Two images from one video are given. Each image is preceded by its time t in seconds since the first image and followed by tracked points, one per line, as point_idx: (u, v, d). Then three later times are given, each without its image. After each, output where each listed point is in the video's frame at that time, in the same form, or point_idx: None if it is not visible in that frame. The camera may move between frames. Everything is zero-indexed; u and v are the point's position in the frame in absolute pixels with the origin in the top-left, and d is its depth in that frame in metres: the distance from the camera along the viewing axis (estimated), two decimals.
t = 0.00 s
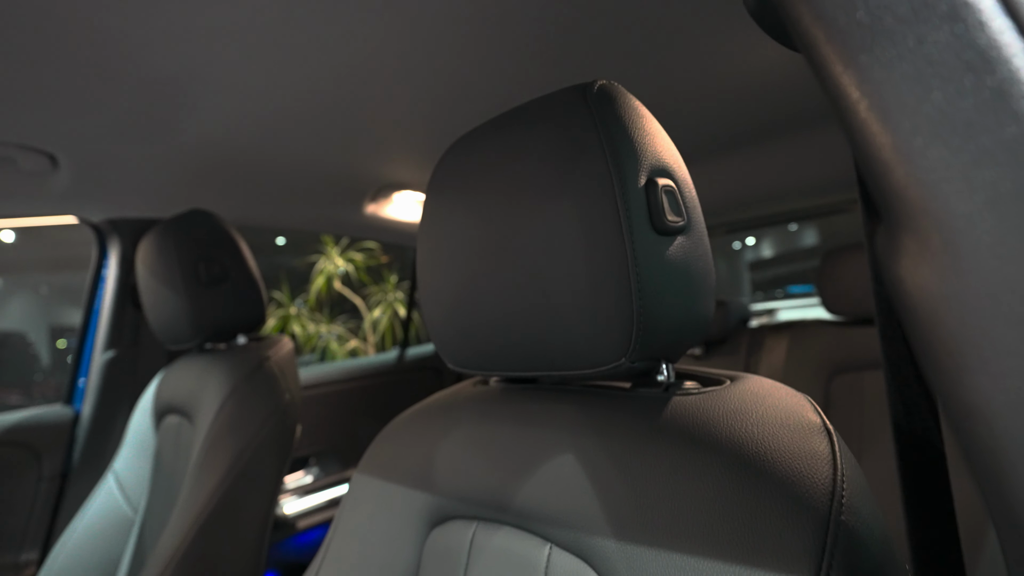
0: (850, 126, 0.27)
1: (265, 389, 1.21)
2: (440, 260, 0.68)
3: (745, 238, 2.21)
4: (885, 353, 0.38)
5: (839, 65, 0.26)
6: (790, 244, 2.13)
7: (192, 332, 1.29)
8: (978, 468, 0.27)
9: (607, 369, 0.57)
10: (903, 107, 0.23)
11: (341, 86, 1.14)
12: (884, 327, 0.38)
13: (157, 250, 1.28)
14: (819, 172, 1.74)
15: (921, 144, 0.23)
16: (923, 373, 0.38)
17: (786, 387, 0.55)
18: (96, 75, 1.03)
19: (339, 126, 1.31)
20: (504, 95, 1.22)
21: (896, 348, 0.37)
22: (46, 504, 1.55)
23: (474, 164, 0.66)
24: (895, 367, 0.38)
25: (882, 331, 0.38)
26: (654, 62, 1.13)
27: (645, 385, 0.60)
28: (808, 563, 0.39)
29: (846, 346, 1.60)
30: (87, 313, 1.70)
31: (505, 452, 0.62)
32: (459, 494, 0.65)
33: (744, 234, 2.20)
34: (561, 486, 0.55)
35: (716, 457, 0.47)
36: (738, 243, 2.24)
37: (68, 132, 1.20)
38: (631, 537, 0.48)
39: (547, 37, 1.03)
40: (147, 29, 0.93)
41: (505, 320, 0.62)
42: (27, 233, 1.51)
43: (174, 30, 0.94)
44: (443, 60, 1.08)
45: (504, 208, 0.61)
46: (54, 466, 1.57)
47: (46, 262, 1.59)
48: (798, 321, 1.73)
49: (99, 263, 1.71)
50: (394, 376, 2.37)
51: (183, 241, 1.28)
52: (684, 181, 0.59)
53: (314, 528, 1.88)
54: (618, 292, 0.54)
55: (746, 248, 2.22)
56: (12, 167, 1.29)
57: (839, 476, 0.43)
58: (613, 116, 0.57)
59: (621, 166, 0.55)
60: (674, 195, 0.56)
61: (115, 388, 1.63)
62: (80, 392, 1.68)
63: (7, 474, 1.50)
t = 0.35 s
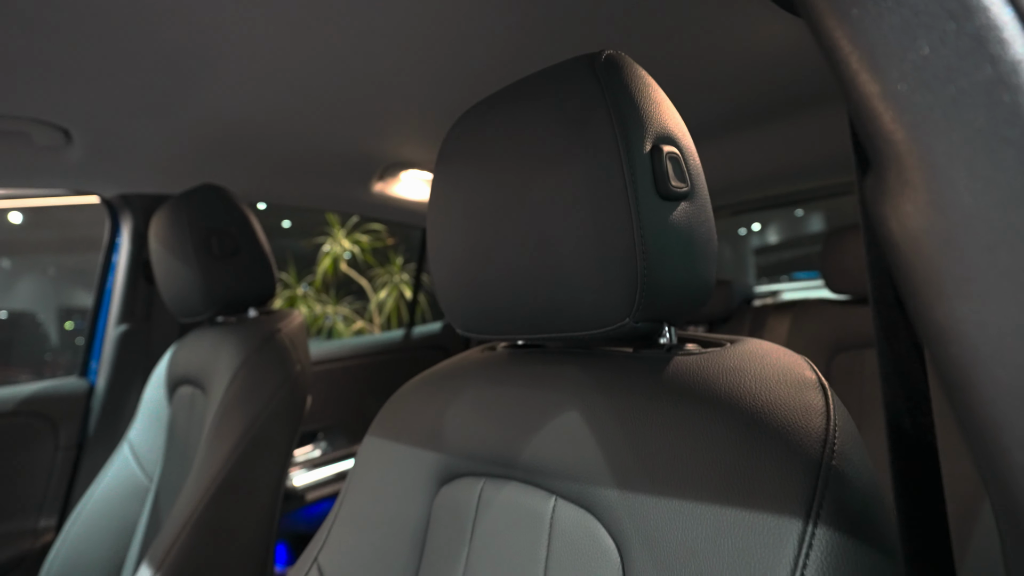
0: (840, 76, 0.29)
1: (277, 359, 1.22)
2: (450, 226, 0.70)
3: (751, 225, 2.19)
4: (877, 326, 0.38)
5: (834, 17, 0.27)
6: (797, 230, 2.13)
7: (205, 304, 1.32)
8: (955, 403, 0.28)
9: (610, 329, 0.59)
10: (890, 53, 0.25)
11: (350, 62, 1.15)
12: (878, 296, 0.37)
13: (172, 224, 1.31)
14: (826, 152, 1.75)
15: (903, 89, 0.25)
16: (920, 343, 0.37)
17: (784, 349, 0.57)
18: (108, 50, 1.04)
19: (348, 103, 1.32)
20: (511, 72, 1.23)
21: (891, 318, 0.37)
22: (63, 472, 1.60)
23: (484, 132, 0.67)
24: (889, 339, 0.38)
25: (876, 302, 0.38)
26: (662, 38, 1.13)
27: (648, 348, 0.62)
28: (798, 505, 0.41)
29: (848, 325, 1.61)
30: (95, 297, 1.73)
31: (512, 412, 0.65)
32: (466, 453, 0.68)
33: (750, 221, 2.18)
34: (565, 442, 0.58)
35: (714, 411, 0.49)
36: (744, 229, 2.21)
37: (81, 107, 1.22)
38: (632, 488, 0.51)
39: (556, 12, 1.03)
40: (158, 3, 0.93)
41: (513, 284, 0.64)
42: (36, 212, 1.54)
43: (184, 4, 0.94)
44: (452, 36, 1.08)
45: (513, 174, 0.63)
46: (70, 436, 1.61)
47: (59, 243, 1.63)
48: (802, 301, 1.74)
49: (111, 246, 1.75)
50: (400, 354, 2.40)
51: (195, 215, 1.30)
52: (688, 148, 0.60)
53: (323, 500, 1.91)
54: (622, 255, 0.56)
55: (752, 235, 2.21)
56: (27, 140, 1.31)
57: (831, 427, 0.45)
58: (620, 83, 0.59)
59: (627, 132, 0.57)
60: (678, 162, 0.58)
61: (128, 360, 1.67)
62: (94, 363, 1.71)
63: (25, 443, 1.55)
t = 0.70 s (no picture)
0: (835, 25, 0.30)
1: (287, 329, 1.23)
2: (459, 192, 0.72)
3: (756, 208, 2.19)
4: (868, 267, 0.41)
5: None
6: (802, 213, 2.16)
7: (216, 276, 1.34)
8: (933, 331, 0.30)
9: (615, 288, 0.61)
10: None
11: (358, 35, 1.16)
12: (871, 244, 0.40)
13: (182, 197, 1.33)
14: (832, 127, 1.75)
15: (892, 33, 0.26)
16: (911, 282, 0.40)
17: (782, 307, 0.59)
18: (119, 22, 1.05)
19: (355, 76, 1.33)
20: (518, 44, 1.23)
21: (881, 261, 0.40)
22: (79, 442, 1.64)
23: (492, 98, 0.69)
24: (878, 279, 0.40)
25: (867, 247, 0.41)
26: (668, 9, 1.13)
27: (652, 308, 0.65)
28: (792, 443, 0.43)
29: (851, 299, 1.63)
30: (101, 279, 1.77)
31: (521, 370, 0.67)
32: (475, 410, 0.70)
33: (755, 204, 2.19)
34: (571, 396, 0.60)
35: (714, 362, 0.52)
36: (749, 212, 2.22)
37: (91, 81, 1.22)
38: (635, 435, 0.53)
39: None
40: None
41: (520, 246, 0.66)
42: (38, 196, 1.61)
43: None
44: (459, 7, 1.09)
45: (522, 138, 0.65)
46: (85, 406, 1.65)
47: (65, 225, 1.70)
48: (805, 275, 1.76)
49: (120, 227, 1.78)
50: (406, 330, 2.43)
51: (205, 188, 1.32)
52: (692, 112, 0.62)
53: (330, 473, 1.95)
54: (628, 215, 0.58)
55: (757, 218, 2.21)
56: (38, 114, 1.32)
57: (824, 374, 0.47)
58: (626, 47, 0.60)
59: (632, 95, 0.58)
60: (682, 125, 0.59)
61: (140, 333, 1.70)
62: (106, 336, 1.76)
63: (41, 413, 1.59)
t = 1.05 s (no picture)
0: None
1: (298, 296, 1.25)
2: (470, 154, 0.73)
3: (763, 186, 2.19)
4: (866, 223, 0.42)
5: None
6: (808, 190, 2.16)
7: (228, 245, 1.36)
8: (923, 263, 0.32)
9: (621, 244, 0.63)
10: None
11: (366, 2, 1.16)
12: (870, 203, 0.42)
13: (194, 167, 1.35)
14: (839, 99, 1.74)
15: None
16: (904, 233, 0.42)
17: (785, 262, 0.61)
18: None
19: (363, 47, 1.33)
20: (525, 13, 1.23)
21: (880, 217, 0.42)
22: (96, 408, 1.69)
23: (503, 60, 0.70)
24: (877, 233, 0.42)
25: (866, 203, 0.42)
26: None
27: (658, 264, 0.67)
28: (790, 382, 0.45)
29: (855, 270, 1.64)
30: (107, 258, 1.79)
31: (530, 325, 0.69)
32: (485, 365, 0.73)
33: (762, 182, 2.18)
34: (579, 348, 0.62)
35: (717, 310, 0.54)
36: (755, 190, 2.21)
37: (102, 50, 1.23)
38: (641, 381, 0.55)
39: None
40: None
41: (529, 205, 0.68)
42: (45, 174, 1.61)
43: None
44: None
45: (532, 98, 0.66)
46: (101, 373, 1.70)
47: (72, 203, 1.69)
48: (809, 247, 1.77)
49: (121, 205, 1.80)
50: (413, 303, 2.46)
51: (216, 157, 1.34)
52: (699, 72, 0.63)
53: (339, 442, 2.00)
54: (635, 172, 0.60)
55: (763, 196, 2.21)
56: (49, 84, 1.33)
57: (822, 319, 0.49)
58: (635, 7, 0.61)
59: (640, 53, 0.60)
60: (688, 84, 0.61)
61: (153, 303, 1.73)
62: (120, 307, 1.80)
63: (61, 379, 1.64)
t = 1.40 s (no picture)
0: None
1: (309, 262, 1.27)
2: (481, 114, 0.74)
3: (769, 163, 2.19)
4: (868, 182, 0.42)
5: None
6: (814, 167, 2.15)
7: (240, 212, 1.38)
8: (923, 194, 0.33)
9: (630, 198, 0.65)
10: None
11: None
12: (873, 164, 0.41)
13: (206, 136, 1.37)
14: (848, 69, 1.74)
15: None
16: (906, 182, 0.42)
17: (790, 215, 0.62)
18: None
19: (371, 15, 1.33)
20: None
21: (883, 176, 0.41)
22: (113, 374, 1.73)
23: (514, 19, 0.71)
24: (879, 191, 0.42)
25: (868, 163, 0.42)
26: None
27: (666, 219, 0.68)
28: (792, 323, 0.47)
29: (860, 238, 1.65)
30: (113, 237, 1.83)
31: (541, 279, 0.71)
32: (497, 320, 0.75)
33: (768, 159, 2.18)
34: (588, 300, 0.65)
35: (721, 259, 0.56)
36: (761, 167, 2.21)
37: (111, 19, 1.23)
38: (648, 327, 0.58)
39: None
40: None
41: (540, 162, 0.69)
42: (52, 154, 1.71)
43: None
44: None
45: (543, 56, 0.67)
46: (117, 341, 1.74)
47: (85, 180, 1.78)
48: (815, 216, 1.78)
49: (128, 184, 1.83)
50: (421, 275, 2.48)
51: (227, 125, 1.35)
52: (707, 27, 0.64)
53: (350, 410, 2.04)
54: (644, 127, 0.61)
55: (769, 173, 2.21)
56: (59, 54, 1.33)
57: (825, 264, 0.51)
58: None
59: (650, 9, 0.61)
60: (696, 39, 0.62)
61: (166, 272, 1.76)
62: (134, 278, 1.83)
63: (78, 345, 1.68)
